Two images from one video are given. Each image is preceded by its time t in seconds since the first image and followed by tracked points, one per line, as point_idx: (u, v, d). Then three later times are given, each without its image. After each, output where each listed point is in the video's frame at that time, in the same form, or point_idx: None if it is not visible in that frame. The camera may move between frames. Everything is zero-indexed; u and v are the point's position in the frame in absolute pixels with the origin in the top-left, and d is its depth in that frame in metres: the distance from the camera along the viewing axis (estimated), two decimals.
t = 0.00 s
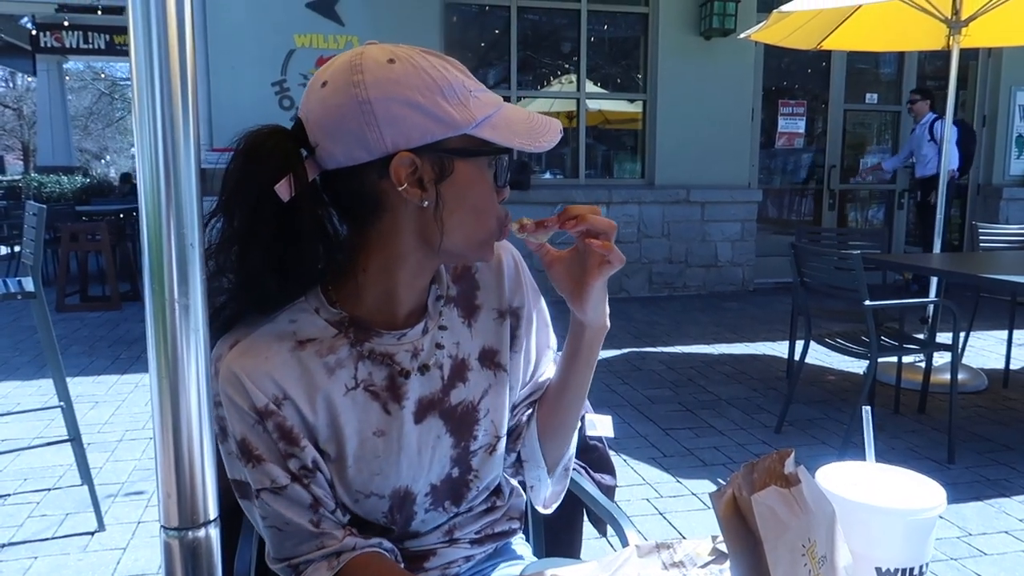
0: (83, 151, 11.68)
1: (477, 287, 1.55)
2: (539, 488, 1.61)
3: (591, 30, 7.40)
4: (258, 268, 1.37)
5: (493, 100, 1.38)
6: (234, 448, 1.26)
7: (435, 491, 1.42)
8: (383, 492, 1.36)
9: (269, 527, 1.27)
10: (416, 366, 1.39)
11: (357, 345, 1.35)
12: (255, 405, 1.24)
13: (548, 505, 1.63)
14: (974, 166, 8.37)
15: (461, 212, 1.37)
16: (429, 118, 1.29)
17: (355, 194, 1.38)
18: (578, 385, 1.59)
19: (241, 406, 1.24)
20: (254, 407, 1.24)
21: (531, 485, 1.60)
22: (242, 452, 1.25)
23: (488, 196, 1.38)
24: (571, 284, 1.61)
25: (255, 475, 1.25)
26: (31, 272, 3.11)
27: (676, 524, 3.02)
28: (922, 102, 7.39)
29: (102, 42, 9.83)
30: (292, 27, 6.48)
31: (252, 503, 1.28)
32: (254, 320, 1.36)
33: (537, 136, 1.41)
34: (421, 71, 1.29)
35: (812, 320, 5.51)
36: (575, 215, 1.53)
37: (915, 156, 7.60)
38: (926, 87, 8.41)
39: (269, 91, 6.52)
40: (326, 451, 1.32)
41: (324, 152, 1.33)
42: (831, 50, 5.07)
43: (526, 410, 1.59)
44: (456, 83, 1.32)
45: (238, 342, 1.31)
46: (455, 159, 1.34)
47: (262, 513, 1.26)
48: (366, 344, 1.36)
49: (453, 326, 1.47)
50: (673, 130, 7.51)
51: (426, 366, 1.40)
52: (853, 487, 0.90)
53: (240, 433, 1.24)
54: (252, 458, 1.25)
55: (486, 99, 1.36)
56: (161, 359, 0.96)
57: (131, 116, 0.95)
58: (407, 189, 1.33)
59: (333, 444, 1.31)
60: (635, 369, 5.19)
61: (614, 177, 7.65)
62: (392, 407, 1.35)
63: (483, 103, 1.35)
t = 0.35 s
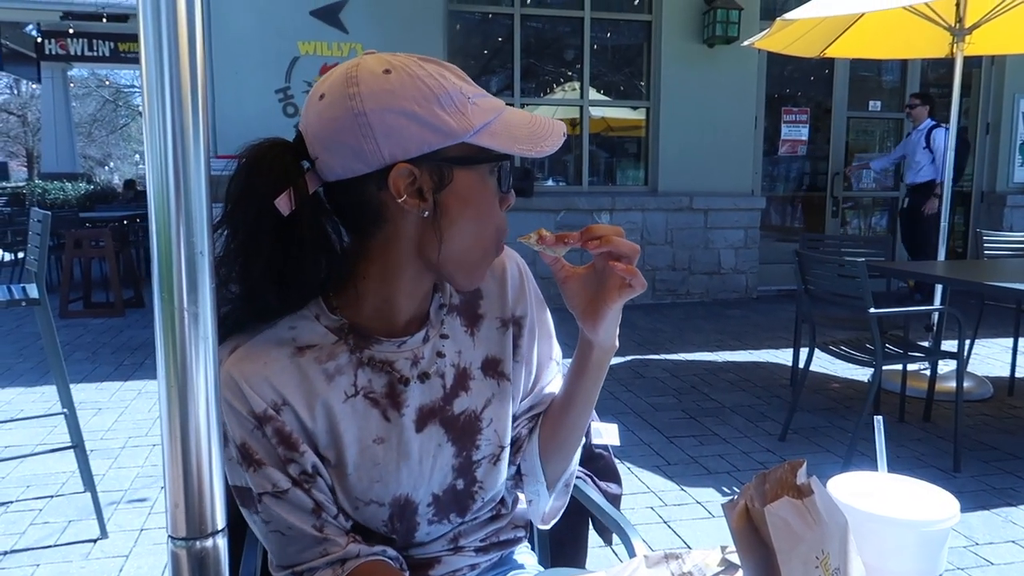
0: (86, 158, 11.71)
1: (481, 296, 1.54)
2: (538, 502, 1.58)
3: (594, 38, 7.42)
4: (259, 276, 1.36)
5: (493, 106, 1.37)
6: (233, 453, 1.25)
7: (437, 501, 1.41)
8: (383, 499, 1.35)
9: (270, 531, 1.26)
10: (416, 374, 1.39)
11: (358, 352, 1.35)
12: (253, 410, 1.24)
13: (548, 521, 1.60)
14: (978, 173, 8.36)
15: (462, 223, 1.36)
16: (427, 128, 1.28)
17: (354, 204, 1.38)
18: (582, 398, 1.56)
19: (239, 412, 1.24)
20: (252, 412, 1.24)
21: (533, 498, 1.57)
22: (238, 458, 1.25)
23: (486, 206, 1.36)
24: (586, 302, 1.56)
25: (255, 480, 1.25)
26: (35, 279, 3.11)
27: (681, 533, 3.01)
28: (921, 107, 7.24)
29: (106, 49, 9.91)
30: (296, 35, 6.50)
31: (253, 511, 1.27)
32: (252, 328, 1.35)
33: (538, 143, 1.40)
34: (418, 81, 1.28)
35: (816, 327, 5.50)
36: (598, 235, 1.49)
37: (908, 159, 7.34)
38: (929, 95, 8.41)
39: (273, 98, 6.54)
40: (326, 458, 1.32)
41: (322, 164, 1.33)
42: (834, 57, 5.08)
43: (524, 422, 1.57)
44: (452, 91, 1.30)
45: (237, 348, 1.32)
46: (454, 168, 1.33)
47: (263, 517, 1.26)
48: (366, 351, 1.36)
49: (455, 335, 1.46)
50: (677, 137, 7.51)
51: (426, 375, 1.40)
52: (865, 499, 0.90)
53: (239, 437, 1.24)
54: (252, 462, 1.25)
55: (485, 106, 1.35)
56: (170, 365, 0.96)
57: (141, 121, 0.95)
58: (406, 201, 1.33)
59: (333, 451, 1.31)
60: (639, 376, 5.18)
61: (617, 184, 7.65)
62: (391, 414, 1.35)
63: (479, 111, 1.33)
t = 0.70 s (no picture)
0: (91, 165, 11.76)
1: (499, 306, 1.52)
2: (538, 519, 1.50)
3: (599, 44, 7.43)
4: (292, 272, 1.45)
5: (455, 135, 1.27)
6: (246, 439, 1.27)
7: (445, 511, 1.40)
8: (388, 502, 1.35)
9: (278, 518, 1.27)
10: (423, 380, 1.38)
11: (366, 352, 1.35)
12: (266, 397, 1.26)
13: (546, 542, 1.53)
14: (985, 178, 8.33)
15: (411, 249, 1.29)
16: (371, 144, 1.25)
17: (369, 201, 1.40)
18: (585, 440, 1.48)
19: (252, 398, 1.26)
20: (265, 399, 1.26)
21: (529, 521, 1.50)
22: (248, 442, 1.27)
23: (430, 238, 1.27)
24: (642, 400, 1.35)
25: (267, 467, 1.26)
26: (41, 284, 3.11)
27: (687, 539, 2.99)
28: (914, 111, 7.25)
29: (114, 56, 9.89)
30: (301, 41, 6.52)
31: (261, 501, 1.28)
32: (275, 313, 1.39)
33: (480, 189, 1.24)
34: (381, 93, 1.25)
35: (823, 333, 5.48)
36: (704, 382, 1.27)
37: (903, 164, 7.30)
38: (935, 100, 8.40)
39: (279, 104, 6.56)
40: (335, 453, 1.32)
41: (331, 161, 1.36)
42: (839, 63, 5.10)
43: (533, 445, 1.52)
44: (408, 111, 1.25)
45: (254, 334, 1.33)
46: (394, 190, 1.27)
47: (271, 504, 1.27)
48: (375, 351, 1.35)
49: (467, 345, 1.44)
50: (682, 143, 7.51)
51: (433, 382, 1.39)
52: (873, 504, 0.89)
53: (252, 421, 1.26)
54: (264, 448, 1.26)
55: (444, 133, 1.26)
56: (177, 370, 0.98)
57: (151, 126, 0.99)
58: (354, 209, 1.32)
59: (342, 447, 1.31)
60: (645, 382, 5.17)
61: (622, 189, 7.65)
62: (398, 416, 1.34)
63: (440, 137, 1.26)
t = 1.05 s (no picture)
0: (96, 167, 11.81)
1: (509, 312, 1.51)
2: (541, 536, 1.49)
3: (603, 47, 7.43)
4: (308, 273, 1.45)
5: (458, 143, 1.27)
6: (254, 441, 1.27)
7: (451, 516, 1.40)
8: (394, 507, 1.35)
9: (284, 521, 1.27)
10: (431, 386, 1.37)
11: (375, 356, 1.34)
12: (276, 399, 1.25)
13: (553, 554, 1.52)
14: (990, 181, 8.31)
15: (413, 257, 1.29)
16: (377, 148, 1.26)
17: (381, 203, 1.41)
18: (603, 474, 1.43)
19: (262, 400, 1.26)
20: (274, 401, 1.26)
21: (533, 532, 1.49)
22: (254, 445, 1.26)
23: (433, 246, 1.27)
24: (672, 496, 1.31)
25: (275, 470, 1.26)
26: (46, 287, 3.12)
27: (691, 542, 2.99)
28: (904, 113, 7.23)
29: (118, 60, 9.92)
30: (305, 45, 6.53)
31: (268, 504, 1.28)
32: (287, 314, 1.38)
33: (477, 199, 1.24)
34: (390, 98, 1.26)
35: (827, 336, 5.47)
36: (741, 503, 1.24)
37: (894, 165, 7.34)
38: (939, 103, 8.39)
39: (283, 107, 6.57)
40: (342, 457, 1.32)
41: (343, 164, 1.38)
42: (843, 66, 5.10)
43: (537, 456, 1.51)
44: (413, 117, 1.25)
45: (264, 335, 1.33)
46: (396, 194, 1.27)
47: (277, 507, 1.26)
48: (384, 356, 1.35)
49: (476, 352, 1.44)
50: (685, 146, 7.51)
51: (441, 389, 1.38)
52: (881, 508, 0.89)
53: (261, 424, 1.26)
54: (272, 450, 1.26)
55: (446, 141, 1.26)
56: (183, 372, 1.02)
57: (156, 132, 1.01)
58: (361, 210, 1.32)
59: (349, 451, 1.31)
60: (649, 385, 5.17)
61: (626, 192, 7.65)
62: (406, 421, 1.34)
63: (441, 145, 1.25)
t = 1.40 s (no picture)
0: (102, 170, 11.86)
1: (516, 318, 1.50)
2: (546, 547, 1.46)
3: (607, 50, 7.43)
4: (318, 276, 1.46)
5: (466, 145, 1.27)
6: (259, 444, 1.27)
7: (454, 523, 1.40)
8: (397, 513, 1.35)
9: (286, 525, 1.26)
10: (437, 392, 1.36)
11: (381, 361, 1.34)
12: (281, 404, 1.25)
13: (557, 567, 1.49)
14: (995, 183, 8.29)
15: (419, 261, 1.29)
16: (387, 147, 1.26)
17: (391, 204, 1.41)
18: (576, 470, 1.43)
19: (267, 403, 1.26)
20: (280, 405, 1.26)
21: (537, 541, 1.46)
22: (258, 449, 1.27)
23: (438, 250, 1.27)
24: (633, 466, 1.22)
25: (279, 474, 1.25)
26: (52, 290, 3.13)
27: (695, 546, 2.98)
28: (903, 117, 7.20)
29: (124, 63, 9.91)
30: (310, 48, 6.55)
31: (271, 508, 1.27)
32: (295, 316, 1.39)
33: (480, 201, 1.23)
34: (402, 98, 1.27)
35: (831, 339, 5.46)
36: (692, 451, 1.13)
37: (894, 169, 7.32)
38: (944, 105, 8.37)
39: (288, 111, 6.59)
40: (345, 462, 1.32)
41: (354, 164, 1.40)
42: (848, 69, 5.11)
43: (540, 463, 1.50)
44: (424, 117, 1.26)
45: (271, 339, 1.32)
46: (404, 196, 1.27)
47: (280, 511, 1.26)
48: (390, 362, 1.34)
49: (482, 359, 1.43)
50: (689, 149, 7.50)
51: (446, 394, 1.37)
52: (885, 512, 0.88)
53: (266, 429, 1.26)
54: (277, 454, 1.26)
55: (456, 143, 1.26)
56: (185, 373, 1.02)
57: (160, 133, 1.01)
58: (369, 209, 1.32)
59: (354, 455, 1.31)
60: (653, 388, 5.16)
61: (630, 195, 7.65)
62: (411, 427, 1.34)
63: (450, 147, 1.26)
